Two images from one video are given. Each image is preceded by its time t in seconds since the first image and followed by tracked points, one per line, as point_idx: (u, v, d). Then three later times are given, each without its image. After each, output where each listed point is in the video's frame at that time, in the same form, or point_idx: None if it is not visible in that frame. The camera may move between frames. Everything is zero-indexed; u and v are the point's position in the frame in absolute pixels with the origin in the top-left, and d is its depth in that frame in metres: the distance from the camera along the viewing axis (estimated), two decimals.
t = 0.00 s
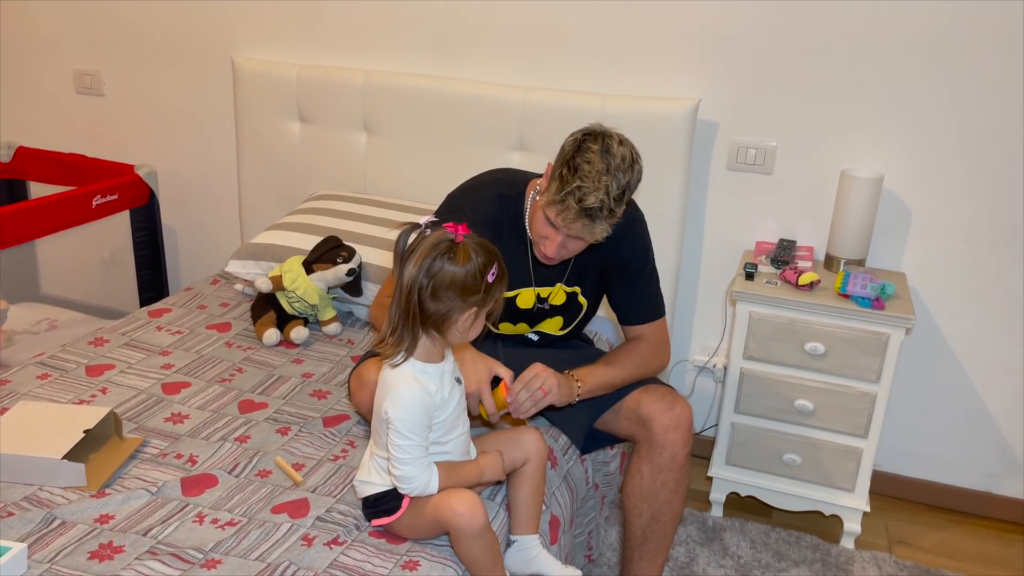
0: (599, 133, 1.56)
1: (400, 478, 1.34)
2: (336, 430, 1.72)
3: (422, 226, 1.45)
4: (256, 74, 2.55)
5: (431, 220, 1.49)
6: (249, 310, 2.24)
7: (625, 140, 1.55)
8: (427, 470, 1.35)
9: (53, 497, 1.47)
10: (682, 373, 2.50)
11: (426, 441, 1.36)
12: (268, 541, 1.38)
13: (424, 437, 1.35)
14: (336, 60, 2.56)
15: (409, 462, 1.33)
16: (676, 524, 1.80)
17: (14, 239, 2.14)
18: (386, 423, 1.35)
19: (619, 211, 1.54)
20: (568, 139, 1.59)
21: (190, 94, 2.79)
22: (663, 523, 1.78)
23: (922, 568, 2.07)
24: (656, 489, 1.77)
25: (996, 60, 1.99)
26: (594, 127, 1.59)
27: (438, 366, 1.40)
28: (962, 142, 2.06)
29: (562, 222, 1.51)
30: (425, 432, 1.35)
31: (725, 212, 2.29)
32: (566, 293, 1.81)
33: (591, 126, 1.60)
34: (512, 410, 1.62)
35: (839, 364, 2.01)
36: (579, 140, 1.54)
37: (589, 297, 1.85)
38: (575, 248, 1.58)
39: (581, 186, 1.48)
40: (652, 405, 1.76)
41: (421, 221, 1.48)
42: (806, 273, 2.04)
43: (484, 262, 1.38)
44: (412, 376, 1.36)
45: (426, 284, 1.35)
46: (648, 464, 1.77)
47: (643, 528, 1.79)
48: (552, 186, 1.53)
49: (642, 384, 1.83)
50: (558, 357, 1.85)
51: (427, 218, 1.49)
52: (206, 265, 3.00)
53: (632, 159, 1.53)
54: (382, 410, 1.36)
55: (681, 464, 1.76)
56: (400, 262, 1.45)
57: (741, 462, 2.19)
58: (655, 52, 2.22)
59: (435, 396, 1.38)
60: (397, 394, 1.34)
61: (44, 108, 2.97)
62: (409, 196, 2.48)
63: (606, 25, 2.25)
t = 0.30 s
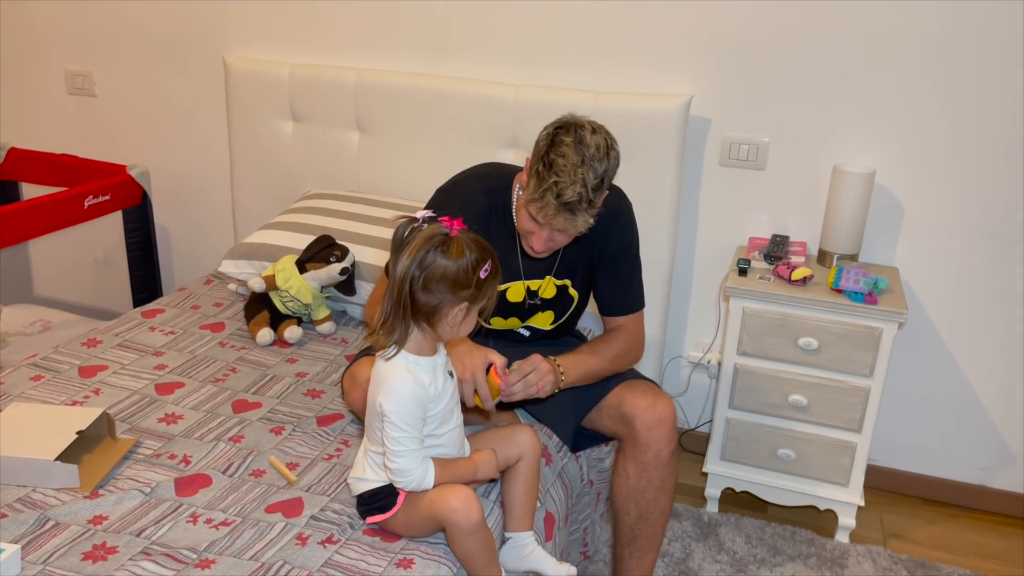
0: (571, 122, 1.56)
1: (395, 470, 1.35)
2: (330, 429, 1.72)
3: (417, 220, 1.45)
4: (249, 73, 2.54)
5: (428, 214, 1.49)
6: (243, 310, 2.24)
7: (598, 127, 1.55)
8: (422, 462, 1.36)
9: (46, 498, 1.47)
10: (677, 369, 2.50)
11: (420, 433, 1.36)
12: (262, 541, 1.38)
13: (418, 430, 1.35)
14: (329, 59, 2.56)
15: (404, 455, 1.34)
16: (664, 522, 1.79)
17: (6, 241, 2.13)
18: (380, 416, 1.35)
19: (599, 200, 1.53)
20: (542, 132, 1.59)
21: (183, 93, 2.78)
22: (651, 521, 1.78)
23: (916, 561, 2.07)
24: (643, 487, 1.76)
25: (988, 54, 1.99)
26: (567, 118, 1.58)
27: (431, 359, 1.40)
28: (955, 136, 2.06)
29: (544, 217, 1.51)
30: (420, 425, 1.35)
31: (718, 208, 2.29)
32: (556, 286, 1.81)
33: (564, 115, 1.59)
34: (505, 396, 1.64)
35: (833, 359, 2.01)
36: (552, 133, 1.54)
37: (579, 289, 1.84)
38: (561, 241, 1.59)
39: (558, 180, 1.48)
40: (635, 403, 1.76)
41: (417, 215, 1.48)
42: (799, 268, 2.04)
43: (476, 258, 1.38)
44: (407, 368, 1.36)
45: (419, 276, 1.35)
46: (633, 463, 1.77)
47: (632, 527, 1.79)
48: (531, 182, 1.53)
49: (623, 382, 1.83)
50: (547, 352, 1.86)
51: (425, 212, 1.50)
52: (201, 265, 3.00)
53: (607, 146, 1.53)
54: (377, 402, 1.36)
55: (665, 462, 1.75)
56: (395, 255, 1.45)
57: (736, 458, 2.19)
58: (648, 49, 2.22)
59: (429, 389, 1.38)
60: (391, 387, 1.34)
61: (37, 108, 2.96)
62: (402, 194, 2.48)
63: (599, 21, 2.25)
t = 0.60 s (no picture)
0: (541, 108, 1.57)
1: (390, 466, 1.35)
2: (325, 429, 1.73)
3: (419, 218, 1.46)
4: (242, 74, 2.54)
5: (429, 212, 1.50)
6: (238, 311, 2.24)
7: (568, 109, 1.56)
8: (418, 459, 1.36)
9: (41, 499, 1.47)
10: (672, 368, 2.51)
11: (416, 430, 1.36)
12: (257, 541, 1.38)
13: (415, 426, 1.35)
14: (323, 60, 2.56)
15: (401, 450, 1.34)
16: (647, 524, 1.76)
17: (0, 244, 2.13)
18: (377, 411, 1.36)
19: (580, 181, 1.54)
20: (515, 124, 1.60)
21: (177, 95, 2.78)
22: (633, 523, 1.75)
23: (910, 557, 2.08)
24: (620, 490, 1.74)
25: (978, 51, 2.00)
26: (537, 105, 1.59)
27: (429, 356, 1.40)
28: (946, 133, 2.07)
29: (530, 206, 1.52)
30: (417, 421, 1.36)
31: (711, 206, 2.30)
32: (544, 281, 1.81)
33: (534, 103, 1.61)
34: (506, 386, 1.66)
35: (827, 356, 2.02)
36: (524, 121, 1.55)
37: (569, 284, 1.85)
38: (552, 229, 1.59)
39: (537, 167, 1.49)
40: (606, 406, 1.74)
41: (417, 213, 1.49)
42: (792, 265, 2.05)
43: (474, 255, 1.38)
44: (404, 364, 1.37)
45: (417, 271, 1.36)
46: (610, 466, 1.74)
47: (614, 529, 1.77)
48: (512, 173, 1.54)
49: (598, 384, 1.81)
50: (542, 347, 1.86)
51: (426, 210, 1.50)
52: (195, 266, 3.00)
53: (579, 126, 1.54)
54: (374, 398, 1.37)
55: (640, 464, 1.73)
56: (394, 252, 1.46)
57: (730, 455, 2.20)
58: (641, 48, 2.23)
59: (426, 386, 1.38)
60: (389, 383, 1.35)
61: (30, 111, 2.96)
62: (397, 194, 2.48)
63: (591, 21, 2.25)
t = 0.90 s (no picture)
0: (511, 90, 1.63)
1: (387, 466, 1.35)
2: (322, 431, 1.73)
3: (412, 219, 1.47)
4: (240, 77, 2.54)
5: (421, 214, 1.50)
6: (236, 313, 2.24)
7: (536, 93, 1.61)
8: (415, 458, 1.36)
9: (39, 502, 1.47)
10: (669, 368, 2.51)
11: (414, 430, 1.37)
12: (255, 543, 1.38)
13: (412, 425, 1.36)
14: (321, 62, 2.56)
15: (397, 450, 1.34)
16: (632, 527, 1.70)
17: None
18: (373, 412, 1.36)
19: (536, 160, 1.57)
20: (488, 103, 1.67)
21: (175, 97, 2.78)
22: (617, 525, 1.70)
23: (908, 557, 2.09)
24: (602, 494, 1.69)
25: (974, 52, 2.01)
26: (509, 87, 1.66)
27: (426, 356, 1.41)
28: (942, 134, 2.08)
29: (479, 174, 1.57)
30: (413, 420, 1.36)
31: (708, 207, 2.30)
32: (532, 270, 1.83)
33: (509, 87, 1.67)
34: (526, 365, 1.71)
35: (824, 356, 2.02)
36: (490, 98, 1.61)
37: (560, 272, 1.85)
38: (510, 205, 1.62)
39: (487, 135, 1.54)
40: (578, 411, 1.68)
41: (409, 214, 1.49)
42: (788, 266, 2.06)
43: (467, 253, 1.39)
44: (400, 365, 1.37)
45: (411, 272, 1.36)
46: (589, 471, 1.69)
47: (601, 532, 1.73)
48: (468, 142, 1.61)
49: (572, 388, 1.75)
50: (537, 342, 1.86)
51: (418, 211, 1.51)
52: (192, 269, 3.00)
53: (543, 108, 1.58)
54: (370, 399, 1.37)
55: (618, 467, 1.66)
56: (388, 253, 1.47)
57: (727, 456, 2.20)
58: (638, 50, 2.23)
59: (423, 386, 1.39)
60: (385, 384, 1.35)
61: (28, 113, 2.96)
62: (394, 196, 2.48)
63: (589, 23, 2.26)
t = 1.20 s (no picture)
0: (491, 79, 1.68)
1: (388, 468, 1.36)
2: (322, 433, 1.73)
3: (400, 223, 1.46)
4: (240, 78, 2.55)
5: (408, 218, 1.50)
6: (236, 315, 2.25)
7: (514, 80, 1.65)
8: (415, 459, 1.37)
9: (40, 503, 1.48)
10: (668, 370, 2.52)
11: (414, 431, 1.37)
12: (255, 544, 1.39)
13: (413, 426, 1.36)
14: (321, 64, 2.57)
15: (398, 451, 1.35)
16: (602, 537, 1.64)
17: None
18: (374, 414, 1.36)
19: (513, 144, 1.61)
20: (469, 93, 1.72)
21: (175, 99, 2.78)
22: (590, 535, 1.64)
23: (906, 558, 2.09)
24: (567, 508, 1.63)
25: (973, 55, 2.01)
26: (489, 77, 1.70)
27: (427, 357, 1.42)
28: (941, 136, 2.09)
29: (459, 159, 1.62)
30: (414, 421, 1.37)
31: (708, 209, 2.31)
32: (520, 263, 1.86)
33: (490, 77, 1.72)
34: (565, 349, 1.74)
35: (823, 358, 2.03)
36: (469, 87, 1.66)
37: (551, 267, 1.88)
38: (492, 190, 1.66)
39: (464, 120, 1.59)
40: (531, 427, 1.66)
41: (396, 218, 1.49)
42: (787, 268, 2.06)
43: (461, 252, 1.40)
44: (400, 365, 1.38)
45: (409, 279, 1.37)
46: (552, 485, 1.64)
47: (575, 544, 1.67)
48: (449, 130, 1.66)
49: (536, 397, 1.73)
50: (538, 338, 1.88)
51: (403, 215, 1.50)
52: (193, 271, 3.00)
53: (520, 94, 1.63)
54: (371, 401, 1.37)
55: (578, 478, 1.61)
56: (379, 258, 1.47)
57: (726, 458, 2.21)
58: (638, 52, 2.24)
59: (424, 387, 1.39)
60: (386, 385, 1.35)
61: (29, 115, 2.96)
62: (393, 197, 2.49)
63: (588, 25, 2.26)
